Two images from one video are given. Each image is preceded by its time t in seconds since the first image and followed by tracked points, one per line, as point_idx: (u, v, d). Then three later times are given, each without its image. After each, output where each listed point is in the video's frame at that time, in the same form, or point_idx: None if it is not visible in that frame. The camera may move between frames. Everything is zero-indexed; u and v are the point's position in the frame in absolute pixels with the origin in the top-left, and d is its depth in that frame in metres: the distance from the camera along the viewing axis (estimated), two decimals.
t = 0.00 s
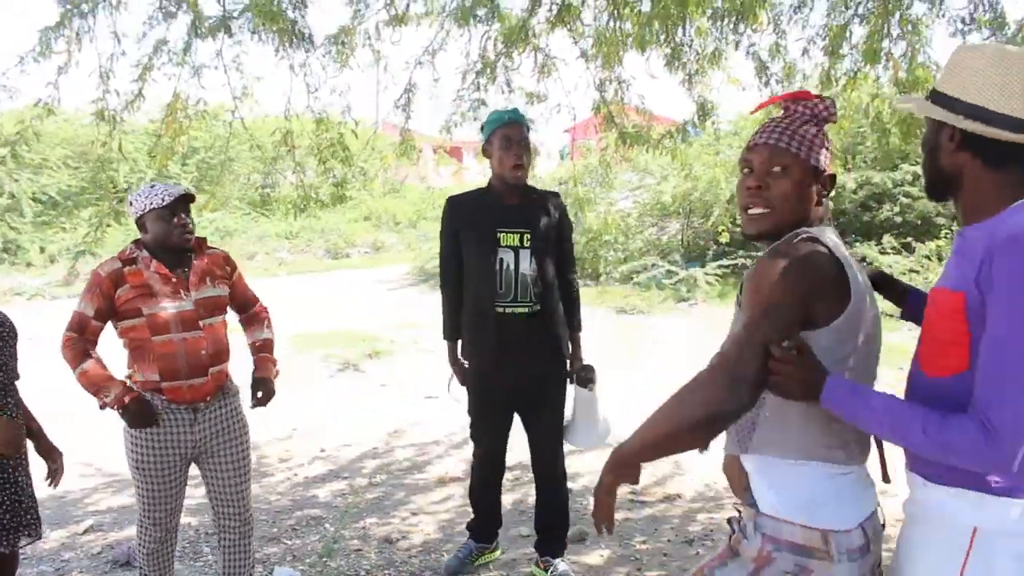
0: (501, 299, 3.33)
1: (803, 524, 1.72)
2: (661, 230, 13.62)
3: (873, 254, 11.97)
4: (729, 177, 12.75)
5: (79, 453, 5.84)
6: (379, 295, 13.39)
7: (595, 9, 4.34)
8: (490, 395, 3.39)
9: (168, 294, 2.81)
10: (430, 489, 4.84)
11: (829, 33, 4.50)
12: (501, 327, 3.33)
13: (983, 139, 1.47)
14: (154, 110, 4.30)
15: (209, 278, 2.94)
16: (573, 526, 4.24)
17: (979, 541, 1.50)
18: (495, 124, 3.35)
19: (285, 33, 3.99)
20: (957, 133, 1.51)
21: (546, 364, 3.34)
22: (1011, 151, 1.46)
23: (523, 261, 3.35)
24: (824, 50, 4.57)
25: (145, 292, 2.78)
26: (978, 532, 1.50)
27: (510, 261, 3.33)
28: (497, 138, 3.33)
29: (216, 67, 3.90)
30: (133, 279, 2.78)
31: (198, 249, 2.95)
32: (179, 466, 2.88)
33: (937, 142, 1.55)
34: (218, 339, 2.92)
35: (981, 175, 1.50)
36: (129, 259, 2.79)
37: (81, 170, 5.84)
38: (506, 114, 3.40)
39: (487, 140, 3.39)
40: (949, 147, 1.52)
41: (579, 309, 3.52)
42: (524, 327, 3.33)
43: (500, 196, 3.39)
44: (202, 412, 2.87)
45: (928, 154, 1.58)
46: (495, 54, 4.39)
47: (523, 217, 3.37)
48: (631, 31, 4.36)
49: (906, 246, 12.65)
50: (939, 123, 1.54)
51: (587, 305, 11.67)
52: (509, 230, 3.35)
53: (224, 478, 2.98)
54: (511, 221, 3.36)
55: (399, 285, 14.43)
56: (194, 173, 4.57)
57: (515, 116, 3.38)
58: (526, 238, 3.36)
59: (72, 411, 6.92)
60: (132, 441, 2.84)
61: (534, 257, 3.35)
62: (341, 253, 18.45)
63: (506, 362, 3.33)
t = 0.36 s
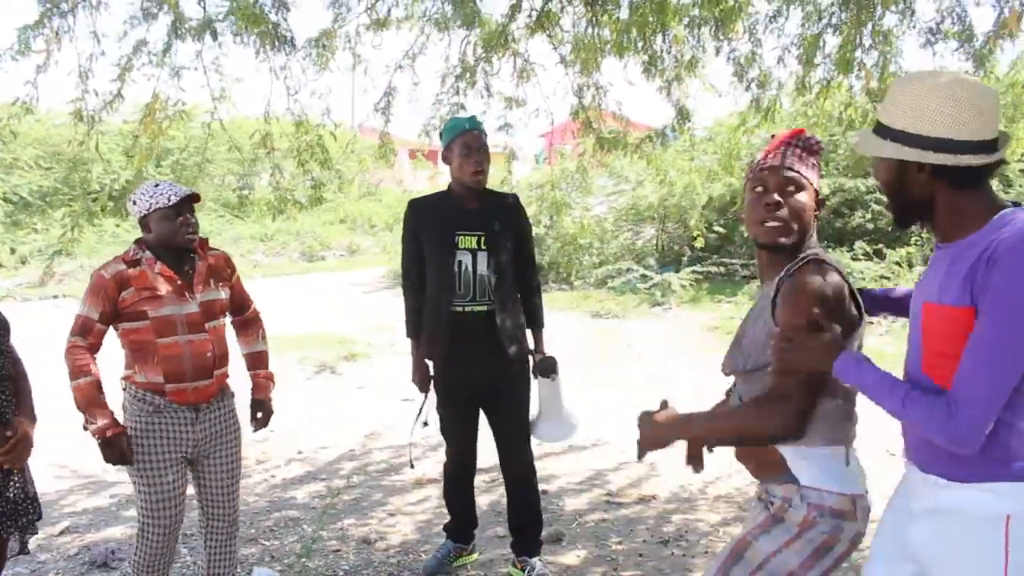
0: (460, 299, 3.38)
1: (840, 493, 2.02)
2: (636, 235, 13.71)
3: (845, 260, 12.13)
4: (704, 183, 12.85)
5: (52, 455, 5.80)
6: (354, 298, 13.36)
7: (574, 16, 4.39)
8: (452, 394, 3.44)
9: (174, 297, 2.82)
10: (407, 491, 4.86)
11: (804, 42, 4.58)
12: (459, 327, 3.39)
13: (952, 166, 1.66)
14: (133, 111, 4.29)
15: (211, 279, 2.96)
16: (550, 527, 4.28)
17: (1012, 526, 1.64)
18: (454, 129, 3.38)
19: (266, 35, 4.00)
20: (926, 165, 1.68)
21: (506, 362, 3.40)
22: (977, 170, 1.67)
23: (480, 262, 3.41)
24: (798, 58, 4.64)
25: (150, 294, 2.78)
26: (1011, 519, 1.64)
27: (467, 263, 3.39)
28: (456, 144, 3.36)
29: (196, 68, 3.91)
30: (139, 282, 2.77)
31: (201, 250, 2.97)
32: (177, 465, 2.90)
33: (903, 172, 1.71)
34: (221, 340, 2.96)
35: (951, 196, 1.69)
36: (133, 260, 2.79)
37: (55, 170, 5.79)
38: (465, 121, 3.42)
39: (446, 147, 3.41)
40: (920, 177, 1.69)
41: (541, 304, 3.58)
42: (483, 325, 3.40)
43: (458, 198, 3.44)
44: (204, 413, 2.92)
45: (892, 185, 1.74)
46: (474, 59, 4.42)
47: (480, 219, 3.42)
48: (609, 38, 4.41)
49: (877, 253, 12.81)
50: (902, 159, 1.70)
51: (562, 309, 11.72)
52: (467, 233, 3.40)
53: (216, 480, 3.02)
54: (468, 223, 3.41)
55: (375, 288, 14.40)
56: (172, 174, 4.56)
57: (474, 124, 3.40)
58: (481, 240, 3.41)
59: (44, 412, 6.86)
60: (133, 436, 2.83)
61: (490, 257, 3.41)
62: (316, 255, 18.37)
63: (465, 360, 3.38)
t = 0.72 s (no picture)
0: (449, 293, 3.44)
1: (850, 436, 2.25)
2: (618, 232, 13.81)
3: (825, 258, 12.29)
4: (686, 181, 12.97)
5: (40, 452, 5.81)
6: (339, 296, 13.40)
7: (561, 16, 4.45)
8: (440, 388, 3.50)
9: (163, 292, 2.87)
10: (396, 485, 4.92)
11: (786, 43, 4.66)
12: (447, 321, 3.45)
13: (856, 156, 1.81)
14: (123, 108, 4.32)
15: (194, 276, 3.02)
16: (538, 519, 4.35)
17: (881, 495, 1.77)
18: (440, 126, 3.42)
19: (256, 34, 4.04)
20: (837, 156, 1.83)
21: (492, 356, 3.46)
22: (879, 163, 1.81)
23: (468, 257, 3.45)
24: (781, 59, 4.73)
25: (139, 290, 2.82)
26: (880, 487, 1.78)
27: (456, 257, 3.44)
28: (444, 141, 3.39)
29: (187, 67, 3.94)
30: (128, 277, 2.80)
31: (181, 247, 3.03)
32: (167, 463, 2.94)
33: (814, 168, 1.87)
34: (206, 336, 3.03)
35: (857, 188, 1.83)
36: (120, 256, 2.81)
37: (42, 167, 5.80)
38: (448, 120, 3.45)
39: (432, 146, 3.44)
40: (831, 168, 1.84)
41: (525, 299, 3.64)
42: (473, 317, 3.46)
43: (444, 194, 3.50)
44: (192, 409, 2.97)
45: (803, 182, 1.90)
46: (463, 59, 4.48)
47: (467, 214, 3.48)
48: (595, 38, 4.48)
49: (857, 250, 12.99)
50: (817, 150, 1.86)
51: (545, 306, 11.81)
52: (454, 228, 3.46)
53: (205, 476, 3.07)
54: (456, 218, 3.47)
55: (358, 285, 14.43)
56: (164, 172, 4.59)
57: (459, 122, 3.44)
58: (467, 235, 3.46)
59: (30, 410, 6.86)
60: (124, 433, 2.87)
61: (477, 252, 3.45)
62: (299, 253, 18.37)
63: (452, 353, 3.45)
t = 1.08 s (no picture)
0: (463, 291, 3.48)
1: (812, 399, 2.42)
2: (615, 226, 13.88)
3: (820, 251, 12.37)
4: (683, 174, 13.04)
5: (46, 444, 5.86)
6: (337, 290, 13.44)
7: (561, 12, 4.49)
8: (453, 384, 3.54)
9: (164, 283, 2.91)
10: (399, 475, 4.98)
11: (784, 37, 4.71)
12: (461, 318, 3.49)
13: (782, 143, 1.95)
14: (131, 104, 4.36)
15: (193, 266, 3.07)
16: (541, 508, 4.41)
17: (778, 459, 1.87)
18: (454, 125, 3.41)
19: (262, 29, 4.08)
20: (765, 145, 1.98)
21: (505, 352, 3.50)
22: (800, 149, 1.95)
23: (482, 256, 3.52)
24: (779, 53, 4.78)
25: (141, 281, 2.86)
26: (779, 451, 1.87)
27: (471, 257, 3.49)
28: (459, 140, 3.38)
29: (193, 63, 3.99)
30: (129, 268, 2.85)
31: (180, 239, 3.08)
32: (172, 455, 2.99)
33: (744, 156, 2.02)
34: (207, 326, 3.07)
35: (783, 173, 1.98)
36: (119, 248, 2.85)
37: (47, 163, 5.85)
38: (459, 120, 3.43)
39: (447, 146, 3.41)
40: (760, 155, 1.99)
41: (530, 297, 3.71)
42: (485, 315, 3.51)
43: (456, 194, 3.52)
44: (194, 400, 3.02)
45: (737, 170, 2.04)
46: (465, 54, 4.53)
47: (480, 215, 3.54)
48: (596, 32, 4.54)
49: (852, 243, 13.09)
50: (747, 139, 2.01)
51: (543, 299, 11.87)
52: (470, 228, 3.51)
53: (210, 467, 3.12)
54: (470, 219, 3.52)
55: (357, 279, 14.49)
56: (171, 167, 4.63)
57: (474, 121, 3.44)
58: (482, 235, 3.53)
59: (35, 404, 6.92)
60: (128, 425, 2.91)
61: (490, 253, 3.53)
62: (296, 247, 18.43)
63: (465, 349, 3.47)
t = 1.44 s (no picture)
0: (498, 292, 3.43)
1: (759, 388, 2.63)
2: (615, 224, 13.90)
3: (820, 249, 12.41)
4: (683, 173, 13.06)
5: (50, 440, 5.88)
6: (337, 287, 13.46)
7: (567, 10, 4.50)
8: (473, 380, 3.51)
9: (165, 282, 2.92)
10: (403, 471, 5.00)
11: (788, 36, 4.73)
12: (491, 318, 3.44)
13: (745, 155, 2.25)
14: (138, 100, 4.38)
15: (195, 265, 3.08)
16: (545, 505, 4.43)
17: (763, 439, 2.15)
18: (510, 123, 3.27)
19: (269, 26, 4.10)
20: (734, 155, 2.28)
21: (528, 360, 3.47)
22: (766, 159, 2.24)
23: (522, 258, 3.45)
24: (782, 51, 4.80)
25: (143, 281, 2.87)
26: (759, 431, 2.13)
27: (511, 258, 3.42)
28: (517, 138, 3.27)
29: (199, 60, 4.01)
30: (132, 268, 2.86)
31: (181, 237, 3.09)
32: (176, 450, 3.02)
33: (721, 163, 2.33)
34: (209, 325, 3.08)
35: (751, 179, 2.28)
36: (122, 247, 2.86)
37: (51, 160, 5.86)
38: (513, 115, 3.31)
39: (502, 142, 3.31)
40: (731, 163, 2.30)
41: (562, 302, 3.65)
42: (517, 317, 3.47)
43: (505, 191, 3.43)
44: (196, 397, 3.03)
45: (716, 173, 2.36)
46: (471, 52, 4.55)
47: (525, 216, 3.46)
48: (602, 30, 4.56)
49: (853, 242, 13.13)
50: (722, 148, 2.32)
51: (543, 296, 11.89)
52: (514, 228, 3.43)
53: (215, 462, 3.14)
54: (515, 219, 3.44)
55: (358, 276, 14.50)
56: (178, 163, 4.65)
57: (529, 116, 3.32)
58: (527, 237, 3.45)
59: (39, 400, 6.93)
60: (130, 422, 2.94)
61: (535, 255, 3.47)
62: (297, 244, 18.42)
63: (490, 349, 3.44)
